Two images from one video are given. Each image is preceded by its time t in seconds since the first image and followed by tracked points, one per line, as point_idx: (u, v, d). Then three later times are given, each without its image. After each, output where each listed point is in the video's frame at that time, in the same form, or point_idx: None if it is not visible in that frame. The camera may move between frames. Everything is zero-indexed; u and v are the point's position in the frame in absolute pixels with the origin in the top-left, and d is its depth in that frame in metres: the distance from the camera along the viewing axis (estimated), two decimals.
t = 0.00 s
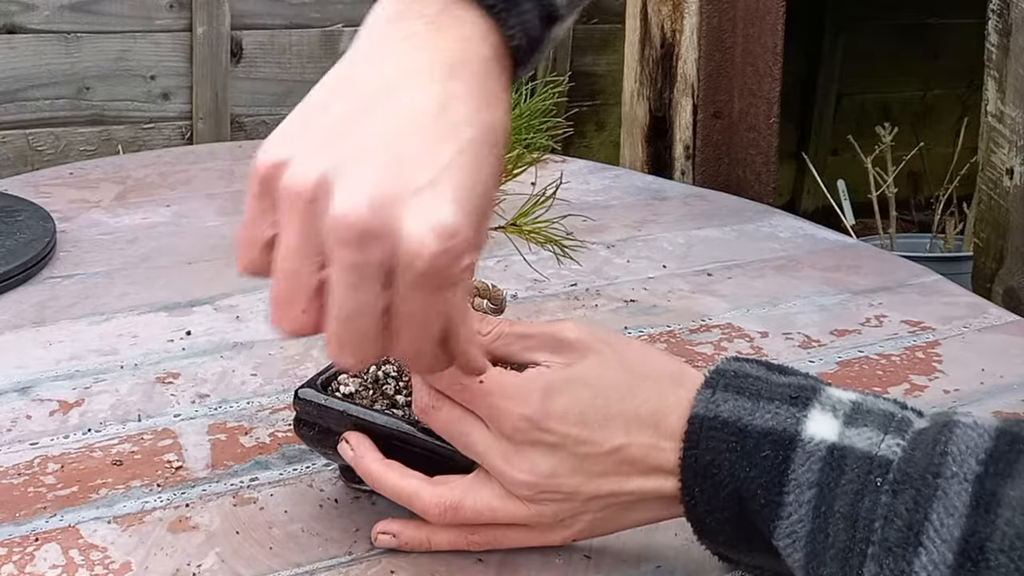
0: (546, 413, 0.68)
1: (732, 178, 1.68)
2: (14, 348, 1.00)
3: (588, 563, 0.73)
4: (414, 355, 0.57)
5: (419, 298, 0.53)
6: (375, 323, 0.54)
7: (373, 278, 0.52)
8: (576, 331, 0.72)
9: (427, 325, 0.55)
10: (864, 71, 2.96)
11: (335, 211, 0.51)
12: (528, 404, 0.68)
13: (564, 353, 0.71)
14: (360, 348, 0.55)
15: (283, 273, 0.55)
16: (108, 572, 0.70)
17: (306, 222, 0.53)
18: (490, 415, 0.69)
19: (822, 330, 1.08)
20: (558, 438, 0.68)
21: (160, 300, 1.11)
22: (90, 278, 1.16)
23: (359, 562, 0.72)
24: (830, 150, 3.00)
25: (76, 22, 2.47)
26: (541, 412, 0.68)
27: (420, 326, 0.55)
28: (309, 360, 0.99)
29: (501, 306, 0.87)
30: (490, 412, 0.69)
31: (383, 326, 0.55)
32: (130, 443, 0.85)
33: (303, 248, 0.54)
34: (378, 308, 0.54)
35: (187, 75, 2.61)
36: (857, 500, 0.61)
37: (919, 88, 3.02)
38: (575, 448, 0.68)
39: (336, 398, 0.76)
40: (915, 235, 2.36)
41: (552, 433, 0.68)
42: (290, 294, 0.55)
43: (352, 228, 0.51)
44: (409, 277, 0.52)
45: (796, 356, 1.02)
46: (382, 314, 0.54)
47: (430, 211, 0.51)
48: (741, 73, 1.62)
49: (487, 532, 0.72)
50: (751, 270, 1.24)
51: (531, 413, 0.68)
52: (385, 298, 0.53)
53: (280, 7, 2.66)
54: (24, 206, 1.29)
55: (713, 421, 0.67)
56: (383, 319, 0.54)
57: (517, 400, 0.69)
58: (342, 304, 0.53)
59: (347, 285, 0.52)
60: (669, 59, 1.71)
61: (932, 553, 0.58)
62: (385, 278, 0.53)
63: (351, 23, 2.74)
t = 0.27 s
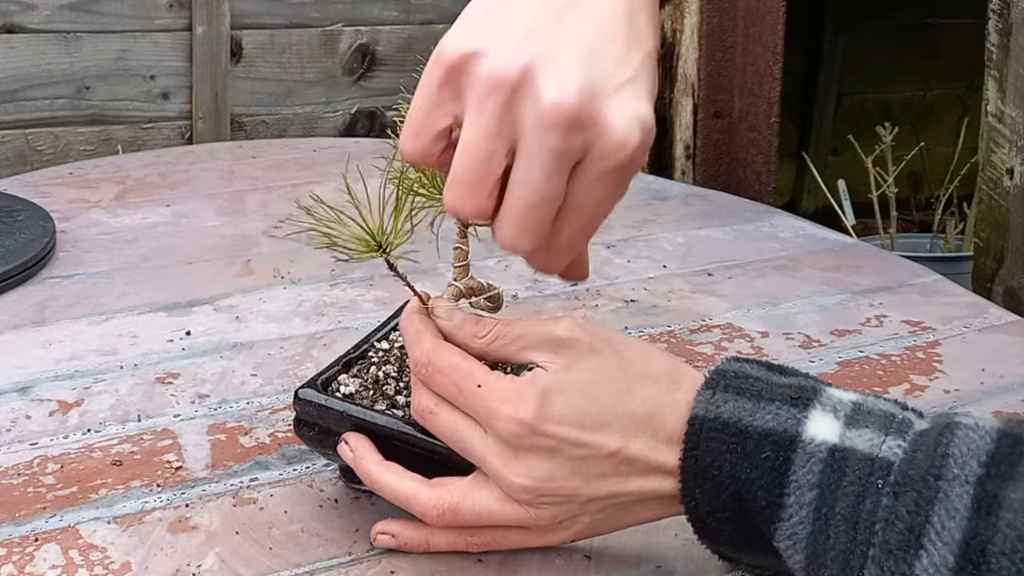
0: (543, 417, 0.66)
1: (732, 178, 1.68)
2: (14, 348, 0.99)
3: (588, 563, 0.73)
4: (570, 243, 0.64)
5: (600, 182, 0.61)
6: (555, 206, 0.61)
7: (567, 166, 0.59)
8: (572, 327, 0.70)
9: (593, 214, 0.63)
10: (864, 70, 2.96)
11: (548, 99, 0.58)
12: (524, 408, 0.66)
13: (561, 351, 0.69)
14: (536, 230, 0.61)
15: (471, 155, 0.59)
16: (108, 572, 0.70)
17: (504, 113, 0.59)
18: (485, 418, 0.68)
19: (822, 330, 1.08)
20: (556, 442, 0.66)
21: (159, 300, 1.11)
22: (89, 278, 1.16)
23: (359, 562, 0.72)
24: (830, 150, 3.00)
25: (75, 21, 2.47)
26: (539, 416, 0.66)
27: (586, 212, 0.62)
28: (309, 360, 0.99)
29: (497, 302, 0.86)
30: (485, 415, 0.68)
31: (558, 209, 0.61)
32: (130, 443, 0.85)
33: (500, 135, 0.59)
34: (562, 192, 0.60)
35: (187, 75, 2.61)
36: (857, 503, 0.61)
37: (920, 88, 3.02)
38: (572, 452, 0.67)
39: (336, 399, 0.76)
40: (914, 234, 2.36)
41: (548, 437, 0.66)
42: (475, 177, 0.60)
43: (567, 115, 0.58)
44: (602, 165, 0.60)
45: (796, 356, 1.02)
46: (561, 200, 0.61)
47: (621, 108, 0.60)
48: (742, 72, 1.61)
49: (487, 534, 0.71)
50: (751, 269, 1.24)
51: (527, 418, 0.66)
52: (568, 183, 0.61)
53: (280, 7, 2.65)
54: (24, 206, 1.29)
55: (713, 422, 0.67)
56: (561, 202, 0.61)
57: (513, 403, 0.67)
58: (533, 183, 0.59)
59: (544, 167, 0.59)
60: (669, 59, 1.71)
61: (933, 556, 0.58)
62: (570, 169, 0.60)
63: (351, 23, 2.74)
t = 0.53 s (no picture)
0: (541, 416, 0.66)
1: (732, 178, 1.68)
2: (14, 348, 0.99)
3: (588, 564, 0.73)
4: (477, 130, 0.61)
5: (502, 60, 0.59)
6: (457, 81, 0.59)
7: (468, 38, 0.59)
8: (574, 331, 0.71)
9: (500, 99, 0.60)
10: (864, 71, 2.96)
11: None
12: (524, 407, 0.67)
13: (563, 351, 0.70)
14: (439, 101, 0.60)
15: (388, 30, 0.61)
16: (108, 572, 0.70)
17: None
18: (485, 416, 0.68)
19: (822, 330, 1.08)
20: (554, 442, 0.66)
21: (160, 300, 1.11)
22: (89, 278, 1.16)
23: (359, 562, 0.72)
24: (830, 150, 2.99)
25: (76, 21, 2.47)
26: (538, 415, 0.66)
27: (493, 99, 0.60)
28: (309, 359, 0.99)
29: (498, 305, 0.86)
30: (483, 413, 0.68)
31: (461, 84, 0.60)
32: (130, 443, 0.85)
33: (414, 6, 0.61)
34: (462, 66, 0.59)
35: (187, 75, 2.61)
36: (859, 506, 0.61)
37: (920, 88, 3.02)
38: (570, 451, 0.67)
39: (336, 399, 0.76)
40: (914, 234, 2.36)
41: (546, 437, 0.66)
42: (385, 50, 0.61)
43: None
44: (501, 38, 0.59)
45: (796, 356, 1.02)
46: (463, 76, 0.60)
47: None
48: (742, 73, 1.61)
49: (487, 534, 0.71)
50: (751, 270, 1.24)
51: (526, 417, 0.66)
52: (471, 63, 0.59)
53: (280, 7, 2.65)
54: (24, 206, 1.29)
55: (713, 425, 0.66)
56: (463, 78, 0.60)
57: (513, 402, 0.67)
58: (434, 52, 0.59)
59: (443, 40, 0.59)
60: (669, 59, 1.71)
61: (934, 559, 0.58)
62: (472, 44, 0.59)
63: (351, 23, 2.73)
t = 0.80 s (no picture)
0: (540, 412, 0.66)
1: (732, 178, 1.68)
2: (14, 348, 0.99)
3: (588, 564, 0.73)
4: (315, 140, 0.73)
5: (324, 77, 0.71)
6: (295, 99, 0.73)
7: (301, 58, 0.72)
8: (576, 332, 0.70)
9: (328, 111, 0.72)
10: (864, 71, 2.96)
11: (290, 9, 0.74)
12: (522, 402, 0.66)
13: (564, 349, 0.70)
14: (279, 115, 0.74)
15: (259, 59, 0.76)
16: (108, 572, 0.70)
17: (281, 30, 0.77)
18: (484, 412, 0.68)
19: (822, 330, 1.08)
20: (552, 438, 0.66)
21: (159, 300, 1.11)
22: (89, 278, 1.16)
23: (359, 562, 0.72)
24: (830, 150, 2.99)
25: (76, 21, 2.47)
26: (536, 411, 0.66)
27: (323, 111, 0.72)
28: (309, 360, 0.99)
29: (504, 308, 0.86)
30: (483, 408, 0.68)
31: (302, 102, 0.73)
32: (130, 443, 0.85)
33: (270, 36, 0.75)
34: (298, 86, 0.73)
35: (187, 75, 2.61)
36: (859, 508, 0.61)
37: (920, 88, 3.03)
38: (569, 449, 0.67)
39: (336, 399, 0.76)
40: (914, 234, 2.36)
41: (544, 434, 0.66)
42: (254, 74, 0.76)
43: (297, 17, 0.72)
44: (320, 59, 0.71)
45: (796, 356, 1.02)
46: (302, 93, 0.73)
47: (345, 17, 0.71)
48: (742, 72, 1.61)
49: (486, 533, 0.71)
50: (751, 270, 1.24)
51: (524, 412, 0.66)
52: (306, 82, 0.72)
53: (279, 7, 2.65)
54: (24, 206, 1.29)
55: (714, 427, 0.66)
56: (302, 95, 0.73)
57: (512, 397, 0.67)
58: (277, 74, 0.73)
59: (282, 63, 0.73)
60: (669, 59, 1.71)
61: (935, 561, 0.59)
62: (308, 66, 0.72)
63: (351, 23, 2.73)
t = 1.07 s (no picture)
0: (544, 406, 0.66)
1: (733, 178, 1.68)
2: (13, 348, 0.99)
3: (588, 564, 0.72)
4: (244, 228, 0.82)
5: (250, 168, 0.79)
6: (220, 188, 0.80)
7: (226, 148, 0.79)
8: (581, 329, 0.70)
9: (255, 201, 0.80)
10: (864, 71, 2.96)
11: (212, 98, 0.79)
12: (526, 396, 0.66)
13: (570, 346, 0.70)
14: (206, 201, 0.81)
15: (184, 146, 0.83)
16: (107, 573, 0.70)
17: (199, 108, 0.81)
18: (487, 406, 0.68)
19: (823, 330, 1.08)
20: (556, 432, 0.66)
21: (159, 300, 1.11)
22: (89, 278, 1.16)
23: (360, 563, 0.72)
24: (830, 150, 2.99)
25: (76, 21, 2.47)
26: (540, 405, 0.66)
27: (249, 200, 0.80)
28: (309, 360, 0.99)
29: (509, 311, 0.85)
30: (486, 402, 0.67)
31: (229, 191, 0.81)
32: (130, 443, 0.85)
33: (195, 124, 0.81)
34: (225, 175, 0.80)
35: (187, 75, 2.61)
36: (859, 508, 0.61)
37: (920, 88, 3.03)
38: (572, 444, 0.66)
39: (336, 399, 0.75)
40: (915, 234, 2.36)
41: (548, 428, 0.66)
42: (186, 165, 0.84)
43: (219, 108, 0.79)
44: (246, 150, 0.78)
45: (796, 356, 1.02)
46: (227, 182, 0.80)
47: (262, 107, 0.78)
48: (742, 72, 1.60)
49: (487, 532, 0.71)
50: (752, 270, 1.24)
51: (527, 405, 0.66)
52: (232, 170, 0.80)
53: (279, 7, 2.65)
54: (24, 206, 1.28)
55: (715, 428, 0.66)
56: (226, 183, 0.80)
57: (515, 391, 0.67)
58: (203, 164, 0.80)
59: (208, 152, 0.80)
60: (670, 59, 1.71)
61: (934, 561, 0.59)
62: (234, 155, 0.80)
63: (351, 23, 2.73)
